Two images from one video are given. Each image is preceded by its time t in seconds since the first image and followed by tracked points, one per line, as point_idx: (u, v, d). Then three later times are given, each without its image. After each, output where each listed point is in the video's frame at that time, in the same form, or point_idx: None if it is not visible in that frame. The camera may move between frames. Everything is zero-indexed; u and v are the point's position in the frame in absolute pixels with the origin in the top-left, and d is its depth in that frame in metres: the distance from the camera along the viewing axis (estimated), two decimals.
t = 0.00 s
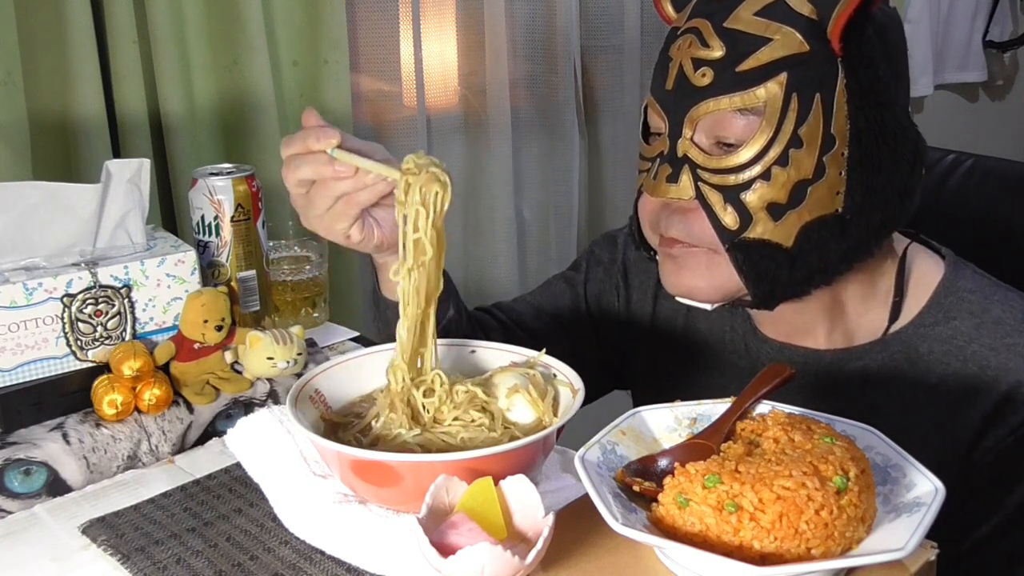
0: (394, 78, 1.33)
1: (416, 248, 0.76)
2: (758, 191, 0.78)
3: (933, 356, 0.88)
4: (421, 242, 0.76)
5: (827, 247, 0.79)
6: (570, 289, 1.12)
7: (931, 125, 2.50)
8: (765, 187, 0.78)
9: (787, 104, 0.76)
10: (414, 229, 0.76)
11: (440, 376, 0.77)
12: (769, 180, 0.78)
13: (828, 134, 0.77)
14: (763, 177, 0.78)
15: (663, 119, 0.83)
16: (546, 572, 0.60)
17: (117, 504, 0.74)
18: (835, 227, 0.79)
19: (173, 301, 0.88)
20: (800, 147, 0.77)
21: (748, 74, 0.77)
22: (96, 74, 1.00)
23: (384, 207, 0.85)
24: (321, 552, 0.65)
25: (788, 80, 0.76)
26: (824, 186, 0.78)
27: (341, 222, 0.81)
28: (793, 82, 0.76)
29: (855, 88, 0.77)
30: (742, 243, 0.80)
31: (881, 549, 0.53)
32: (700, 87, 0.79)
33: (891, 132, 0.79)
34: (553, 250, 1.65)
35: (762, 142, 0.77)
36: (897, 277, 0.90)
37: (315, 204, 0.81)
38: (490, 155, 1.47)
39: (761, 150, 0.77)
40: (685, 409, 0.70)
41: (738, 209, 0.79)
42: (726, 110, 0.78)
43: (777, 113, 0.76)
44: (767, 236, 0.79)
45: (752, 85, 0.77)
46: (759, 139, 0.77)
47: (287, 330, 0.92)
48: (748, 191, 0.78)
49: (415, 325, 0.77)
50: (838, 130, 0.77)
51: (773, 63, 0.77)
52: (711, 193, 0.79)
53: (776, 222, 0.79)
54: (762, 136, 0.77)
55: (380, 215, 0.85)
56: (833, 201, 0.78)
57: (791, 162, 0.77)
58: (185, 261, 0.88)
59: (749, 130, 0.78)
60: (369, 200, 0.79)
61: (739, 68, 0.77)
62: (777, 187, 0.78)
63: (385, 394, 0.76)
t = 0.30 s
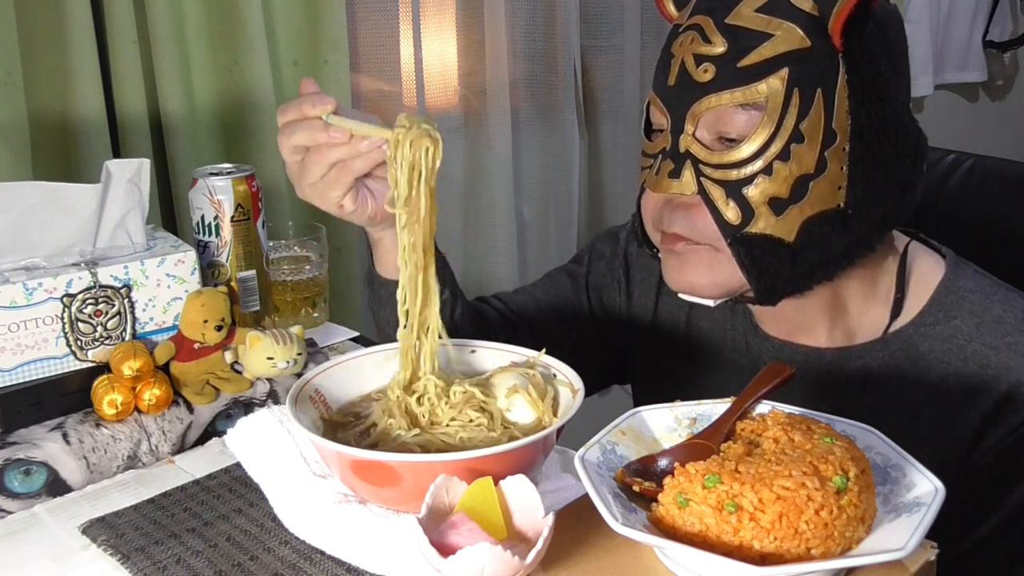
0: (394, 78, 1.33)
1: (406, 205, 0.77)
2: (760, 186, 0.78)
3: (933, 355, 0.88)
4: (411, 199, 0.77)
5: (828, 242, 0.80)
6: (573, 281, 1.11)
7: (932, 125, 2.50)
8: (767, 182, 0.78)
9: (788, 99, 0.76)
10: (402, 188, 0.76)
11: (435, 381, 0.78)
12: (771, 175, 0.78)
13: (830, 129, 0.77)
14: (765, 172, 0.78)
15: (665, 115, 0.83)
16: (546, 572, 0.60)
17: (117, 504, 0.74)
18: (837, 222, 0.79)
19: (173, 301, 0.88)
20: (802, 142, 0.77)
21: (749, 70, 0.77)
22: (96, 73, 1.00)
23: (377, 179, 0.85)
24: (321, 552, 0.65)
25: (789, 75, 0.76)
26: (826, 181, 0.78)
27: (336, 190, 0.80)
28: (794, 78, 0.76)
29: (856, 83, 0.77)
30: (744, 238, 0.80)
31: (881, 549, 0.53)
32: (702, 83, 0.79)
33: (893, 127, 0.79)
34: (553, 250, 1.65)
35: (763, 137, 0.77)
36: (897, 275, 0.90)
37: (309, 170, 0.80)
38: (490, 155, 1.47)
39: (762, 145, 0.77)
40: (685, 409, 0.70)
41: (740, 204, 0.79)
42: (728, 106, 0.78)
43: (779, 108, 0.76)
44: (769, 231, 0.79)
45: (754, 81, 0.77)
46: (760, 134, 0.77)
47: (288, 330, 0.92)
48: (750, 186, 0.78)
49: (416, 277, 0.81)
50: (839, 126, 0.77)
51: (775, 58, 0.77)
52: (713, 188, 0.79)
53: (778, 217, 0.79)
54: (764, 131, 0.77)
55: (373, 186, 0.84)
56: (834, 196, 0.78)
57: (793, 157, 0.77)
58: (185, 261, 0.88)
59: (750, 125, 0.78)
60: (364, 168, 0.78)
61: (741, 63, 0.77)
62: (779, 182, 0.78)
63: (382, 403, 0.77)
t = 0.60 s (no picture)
0: (394, 78, 1.33)
1: (401, 173, 0.76)
2: (762, 182, 0.78)
3: (934, 355, 0.88)
4: (404, 164, 0.76)
5: (830, 238, 0.80)
6: (576, 275, 1.11)
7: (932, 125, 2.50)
8: (769, 178, 0.78)
9: (791, 96, 0.76)
10: (395, 156, 0.75)
11: (428, 386, 0.78)
12: (773, 172, 0.78)
13: (832, 126, 0.77)
14: (767, 168, 0.78)
15: (669, 112, 0.83)
16: (546, 572, 0.60)
17: (118, 504, 0.74)
18: (838, 218, 0.79)
19: (173, 301, 0.88)
20: (804, 138, 0.77)
21: (752, 66, 0.77)
22: (96, 74, 1.00)
23: (372, 156, 0.85)
24: (321, 552, 0.65)
25: (792, 72, 0.76)
26: (828, 177, 0.78)
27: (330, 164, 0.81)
28: (797, 75, 0.76)
29: (858, 81, 0.77)
30: (746, 234, 0.80)
31: (881, 549, 0.53)
32: (705, 79, 0.79)
33: (894, 124, 0.79)
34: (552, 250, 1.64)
35: (766, 134, 0.77)
36: (898, 274, 0.90)
37: (305, 145, 0.80)
38: (490, 155, 1.47)
39: (765, 141, 0.77)
40: (685, 409, 0.70)
41: (743, 200, 0.79)
42: (731, 102, 0.78)
43: (781, 104, 0.76)
44: (771, 227, 0.79)
45: (756, 77, 0.77)
46: (763, 131, 0.77)
47: (289, 330, 0.92)
48: (752, 182, 0.78)
49: (414, 247, 0.79)
50: (841, 122, 0.77)
51: (777, 55, 0.76)
52: (715, 184, 0.80)
53: (780, 213, 0.79)
54: (767, 128, 0.77)
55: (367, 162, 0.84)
56: (837, 192, 0.78)
57: (795, 153, 0.77)
58: (185, 261, 0.88)
59: (752, 122, 0.78)
60: (358, 143, 0.79)
61: (744, 60, 0.77)
62: (781, 178, 0.78)
63: (382, 404, 0.77)
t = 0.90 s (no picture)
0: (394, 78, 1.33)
1: (386, 152, 0.77)
2: (768, 179, 0.78)
3: (934, 353, 0.88)
4: (390, 147, 0.77)
5: (836, 236, 0.80)
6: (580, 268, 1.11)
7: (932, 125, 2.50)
8: (775, 176, 0.78)
9: (797, 94, 0.76)
10: (381, 136, 0.76)
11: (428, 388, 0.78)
12: (779, 169, 0.78)
13: (838, 125, 0.77)
14: (773, 166, 0.78)
15: (675, 110, 0.83)
16: (546, 572, 0.60)
17: (118, 504, 0.74)
18: (844, 216, 0.79)
19: (173, 301, 0.88)
20: (810, 136, 0.77)
21: (759, 64, 0.77)
22: (96, 74, 1.00)
23: (365, 140, 0.85)
24: (321, 552, 0.65)
25: (799, 70, 0.76)
26: (834, 175, 0.78)
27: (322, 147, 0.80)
28: (803, 73, 0.76)
29: (863, 79, 0.77)
30: (753, 231, 0.79)
31: (881, 549, 0.53)
32: (712, 77, 0.79)
33: (900, 123, 0.79)
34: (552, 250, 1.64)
35: (772, 131, 0.77)
36: (901, 272, 0.91)
37: (296, 127, 0.80)
38: (490, 155, 1.47)
39: (771, 139, 0.77)
40: (685, 409, 0.70)
41: (749, 198, 0.79)
42: (738, 100, 0.78)
43: (788, 102, 0.76)
44: (777, 224, 0.79)
45: (763, 75, 0.77)
46: (769, 128, 0.77)
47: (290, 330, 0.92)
48: (758, 179, 0.78)
49: (401, 229, 0.80)
50: (847, 121, 0.77)
51: (784, 53, 0.77)
52: (721, 181, 0.79)
53: (786, 210, 0.78)
54: (773, 125, 0.77)
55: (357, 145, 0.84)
56: (842, 190, 0.78)
57: (801, 151, 0.77)
58: (185, 261, 0.88)
59: (759, 119, 0.78)
60: (350, 125, 0.78)
61: (751, 58, 0.77)
62: (787, 175, 0.78)
63: (382, 405, 0.77)
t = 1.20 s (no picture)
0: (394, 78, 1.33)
1: (380, 133, 0.76)
2: (771, 176, 0.78)
3: (936, 355, 0.88)
4: (383, 126, 0.76)
5: (840, 233, 0.80)
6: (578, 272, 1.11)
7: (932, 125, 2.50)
8: (778, 173, 0.78)
9: (800, 90, 0.76)
10: (375, 116, 0.75)
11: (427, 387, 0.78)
12: (782, 166, 0.78)
13: (841, 121, 0.77)
14: (776, 163, 0.78)
15: (678, 109, 0.83)
16: (546, 572, 0.60)
17: (117, 505, 0.74)
18: (848, 213, 0.79)
19: (173, 301, 0.88)
20: (813, 133, 0.77)
21: (762, 61, 0.77)
22: (96, 74, 1.00)
23: (358, 124, 0.85)
24: (321, 552, 0.64)
25: (801, 67, 0.76)
26: (837, 171, 0.78)
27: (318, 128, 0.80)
28: (806, 70, 0.76)
29: (866, 76, 0.77)
30: (756, 229, 0.79)
31: (881, 549, 0.53)
32: (714, 75, 0.79)
33: (903, 120, 0.79)
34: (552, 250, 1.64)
35: (775, 128, 0.77)
36: (902, 274, 0.91)
37: (292, 108, 0.80)
38: (490, 155, 1.47)
39: (774, 136, 0.77)
40: (685, 409, 0.70)
41: (752, 195, 0.79)
42: (740, 97, 0.78)
43: (790, 99, 0.76)
44: (781, 221, 0.79)
45: (766, 72, 0.77)
46: (772, 125, 0.77)
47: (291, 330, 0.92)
48: (761, 176, 0.78)
49: (398, 207, 0.79)
50: (850, 118, 0.77)
51: (786, 51, 0.76)
52: (725, 179, 0.79)
53: (790, 207, 0.78)
54: (776, 122, 0.77)
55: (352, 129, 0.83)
56: (845, 186, 0.78)
57: (804, 147, 0.77)
58: (185, 261, 0.88)
59: (762, 117, 0.78)
60: (345, 107, 0.78)
61: (753, 55, 0.77)
62: (791, 172, 0.78)
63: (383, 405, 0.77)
